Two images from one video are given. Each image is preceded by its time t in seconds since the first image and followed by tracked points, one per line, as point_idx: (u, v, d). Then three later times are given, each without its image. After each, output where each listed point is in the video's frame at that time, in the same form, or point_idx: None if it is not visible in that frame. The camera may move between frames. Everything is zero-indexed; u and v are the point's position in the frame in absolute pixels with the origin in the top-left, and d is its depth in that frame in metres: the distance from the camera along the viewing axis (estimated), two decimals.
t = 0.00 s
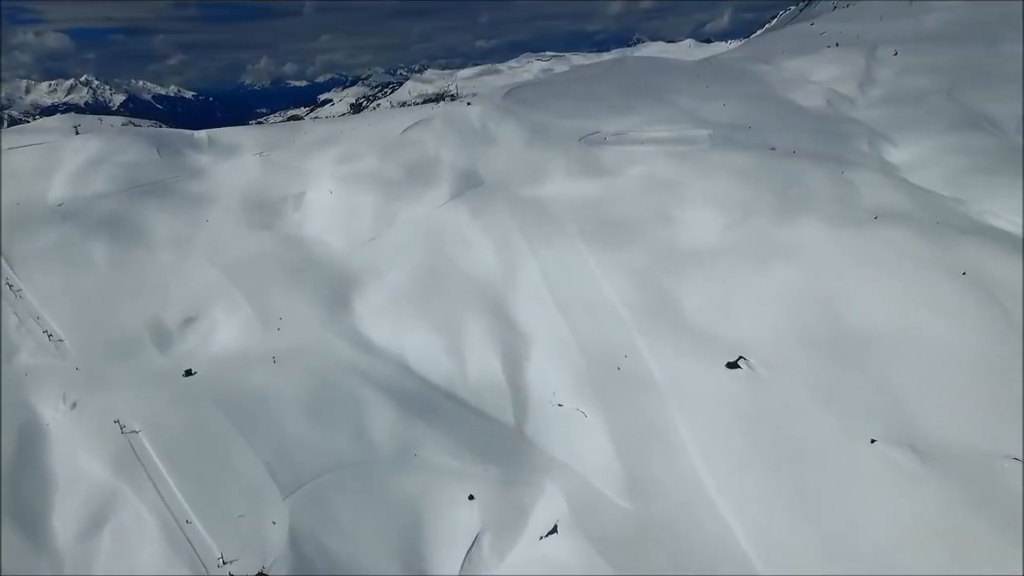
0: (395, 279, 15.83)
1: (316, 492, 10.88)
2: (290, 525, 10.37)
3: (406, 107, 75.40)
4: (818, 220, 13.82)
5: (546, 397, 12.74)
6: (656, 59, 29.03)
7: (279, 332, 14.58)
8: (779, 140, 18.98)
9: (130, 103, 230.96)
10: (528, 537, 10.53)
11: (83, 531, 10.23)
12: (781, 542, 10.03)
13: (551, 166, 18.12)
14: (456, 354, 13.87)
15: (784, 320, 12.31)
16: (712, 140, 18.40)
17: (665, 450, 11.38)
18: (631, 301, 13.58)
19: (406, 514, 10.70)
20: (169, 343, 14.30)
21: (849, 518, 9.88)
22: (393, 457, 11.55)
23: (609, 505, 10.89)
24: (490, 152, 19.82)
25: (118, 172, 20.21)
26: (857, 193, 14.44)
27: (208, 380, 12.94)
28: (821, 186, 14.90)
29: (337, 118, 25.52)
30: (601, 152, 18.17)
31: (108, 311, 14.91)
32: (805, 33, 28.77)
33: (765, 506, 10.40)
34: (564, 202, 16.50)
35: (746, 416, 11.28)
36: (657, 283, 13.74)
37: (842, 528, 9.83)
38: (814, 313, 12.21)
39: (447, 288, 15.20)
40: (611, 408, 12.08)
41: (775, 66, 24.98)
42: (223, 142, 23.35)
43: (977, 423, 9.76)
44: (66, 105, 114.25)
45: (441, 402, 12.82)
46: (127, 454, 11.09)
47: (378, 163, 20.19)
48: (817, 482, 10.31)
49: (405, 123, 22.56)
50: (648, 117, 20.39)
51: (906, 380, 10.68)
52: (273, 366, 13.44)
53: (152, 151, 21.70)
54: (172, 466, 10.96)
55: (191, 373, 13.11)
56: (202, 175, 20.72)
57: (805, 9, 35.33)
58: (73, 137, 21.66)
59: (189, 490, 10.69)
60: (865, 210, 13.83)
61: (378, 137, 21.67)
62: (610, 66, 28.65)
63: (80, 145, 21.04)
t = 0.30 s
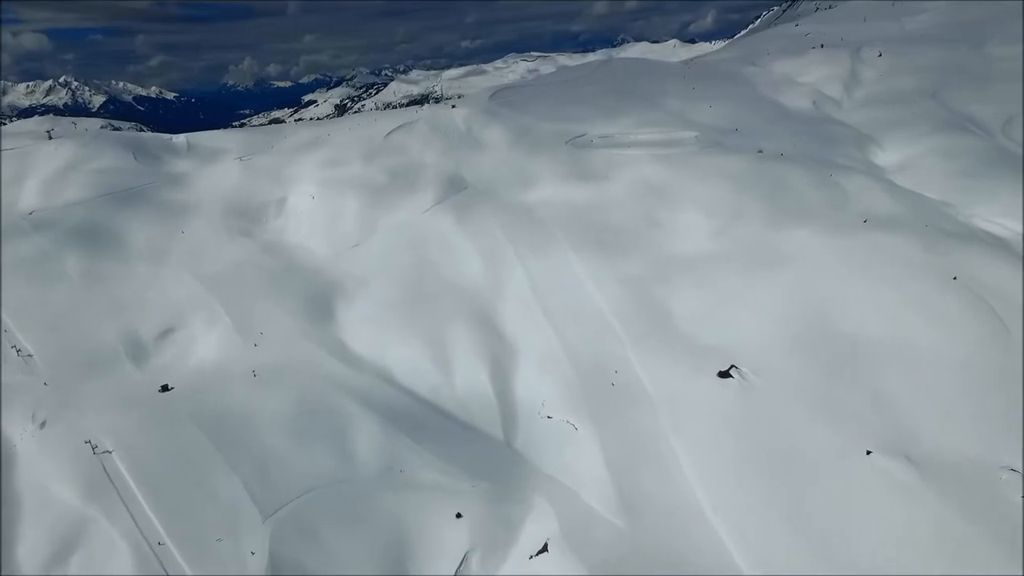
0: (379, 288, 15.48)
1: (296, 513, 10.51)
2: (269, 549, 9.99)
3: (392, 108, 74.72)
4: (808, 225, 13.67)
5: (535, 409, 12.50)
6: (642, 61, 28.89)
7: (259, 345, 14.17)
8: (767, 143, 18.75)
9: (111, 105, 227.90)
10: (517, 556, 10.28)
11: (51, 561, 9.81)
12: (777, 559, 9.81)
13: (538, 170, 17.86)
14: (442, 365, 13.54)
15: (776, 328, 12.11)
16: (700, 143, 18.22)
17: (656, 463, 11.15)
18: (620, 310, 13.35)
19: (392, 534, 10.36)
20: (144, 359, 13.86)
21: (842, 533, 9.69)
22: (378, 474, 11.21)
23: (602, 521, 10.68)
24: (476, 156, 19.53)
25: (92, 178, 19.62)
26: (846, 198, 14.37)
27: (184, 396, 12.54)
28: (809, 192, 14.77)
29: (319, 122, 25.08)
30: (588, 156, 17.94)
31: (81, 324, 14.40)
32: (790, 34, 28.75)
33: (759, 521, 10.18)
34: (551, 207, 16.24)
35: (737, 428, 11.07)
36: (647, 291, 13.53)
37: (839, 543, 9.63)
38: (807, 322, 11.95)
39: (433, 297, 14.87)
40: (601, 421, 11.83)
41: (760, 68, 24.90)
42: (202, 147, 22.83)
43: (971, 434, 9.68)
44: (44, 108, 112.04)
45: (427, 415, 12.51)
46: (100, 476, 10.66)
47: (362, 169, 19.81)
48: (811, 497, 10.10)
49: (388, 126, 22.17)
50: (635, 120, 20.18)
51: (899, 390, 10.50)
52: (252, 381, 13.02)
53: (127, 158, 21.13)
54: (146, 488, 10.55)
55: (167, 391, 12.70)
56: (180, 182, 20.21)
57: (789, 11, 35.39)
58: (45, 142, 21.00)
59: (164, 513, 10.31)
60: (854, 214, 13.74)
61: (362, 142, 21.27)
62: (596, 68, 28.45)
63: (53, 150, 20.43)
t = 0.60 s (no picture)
0: (359, 296, 15.09)
1: (274, 537, 10.18)
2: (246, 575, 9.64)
3: (373, 111, 74.08)
4: (794, 229, 13.54)
5: (520, 421, 12.24)
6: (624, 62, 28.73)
7: (234, 356, 13.73)
8: (751, 145, 18.63)
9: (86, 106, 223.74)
10: None
11: None
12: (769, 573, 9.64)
13: (521, 174, 17.57)
14: (425, 376, 13.21)
15: (765, 336, 11.98)
16: (684, 146, 18.05)
17: (646, 476, 10.98)
18: (606, 317, 13.12)
19: (376, 555, 10.01)
20: (115, 373, 13.21)
21: (835, 546, 9.54)
22: (359, 492, 10.84)
23: (592, 539, 10.37)
24: (458, 160, 19.20)
25: (59, 185, 18.94)
26: (831, 201, 14.26)
27: (156, 414, 12.09)
28: (794, 195, 14.65)
29: (297, 125, 24.57)
30: (572, 161, 17.70)
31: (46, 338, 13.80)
32: (770, 36, 28.81)
33: (750, 534, 10.02)
34: (535, 213, 15.98)
35: (727, 440, 10.93)
36: (634, 297, 13.32)
37: (832, 556, 9.47)
38: (795, 328, 11.84)
39: (415, 305, 14.52)
40: (588, 433, 11.62)
41: (742, 69, 24.87)
42: (176, 153, 22.23)
43: (966, 441, 9.55)
44: (16, 110, 109.61)
45: (409, 429, 12.13)
46: (65, 502, 10.17)
47: (341, 174, 19.39)
48: (803, 509, 10.00)
49: (368, 130, 21.75)
50: (618, 123, 19.98)
51: (892, 394, 10.43)
52: (228, 396, 12.57)
53: (97, 164, 20.47)
54: (115, 516, 10.13)
55: (138, 408, 12.20)
56: (152, 189, 19.61)
57: (768, 13, 35.52)
58: (10, 147, 20.25)
59: (133, 539, 9.92)
60: (840, 218, 13.65)
61: (341, 146, 20.83)
62: (578, 69, 28.26)
63: (18, 156, 19.71)
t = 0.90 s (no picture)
0: (342, 304, 14.70)
1: (254, 560, 9.80)
2: None
3: (358, 112, 73.46)
4: (783, 235, 13.38)
5: (509, 433, 11.93)
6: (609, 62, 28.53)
7: (211, 369, 13.31)
8: (739, 147, 18.49)
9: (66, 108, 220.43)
10: None
11: None
12: None
13: (508, 178, 17.28)
14: (410, 387, 12.86)
15: (756, 344, 11.82)
16: (671, 148, 17.85)
17: (638, 491, 10.71)
18: (595, 325, 12.84)
19: None
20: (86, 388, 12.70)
21: (836, 560, 9.38)
22: (342, 511, 10.48)
23: (582, 560, 9.96)
24: (443, 163, 18.87)
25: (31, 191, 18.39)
26: (819, 205, 14.11)
27: (130, 431, 11.66)
28: (784, 199, 14.49)
29: (279, 128, 24.09)
30: (559, 164, 17.44)
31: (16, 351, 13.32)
32: (756, 36, 28.73)
33: (744, 549, 9.79)
34: (521, 217, 15.69)
35: (720, 453, 10.73)
36: (623, 304, 13.06)
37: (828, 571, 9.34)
38: (788, 337, 11.72)
39: (399, 314, 14.17)
40: (578, 445, 11.36)
41: (728, 70, 24.74)
42: (154, 158, 21.68)
43: (959, 446, 9.41)
44: None
45: (394, 444, 11.78)
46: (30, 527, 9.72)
47: (324, 178, 18.99)
48: (798, 523, 9.87)
49: (351, 133, 21.34)
50: (605, 126, 19.74)
51: (887, 402, 10.35)
52: (206, 412, 12.18)
53: (72, 169, 19.92)
54: (86, 542, 9.73)
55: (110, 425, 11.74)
56: (129, 194, 19.11)
57: (753, 14, 35.47)
58: None
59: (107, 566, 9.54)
60: (830, 222, 13.50)
61: (323, 150, 20.41)
62: (564, 70, 27.99)
63: None
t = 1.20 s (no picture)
0: (327, 314, 14.35)
1: None
2: None
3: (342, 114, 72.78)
4: (775, 241, 13.20)
5: (499, 448, 11.60)
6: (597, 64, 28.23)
7: (191, 384, 12.92)
8: (730, 150, 18.31)
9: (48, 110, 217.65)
10: None
11: None
12: None
13: (496, 184, 17.00)
14: (397, 400, 12.52)
15: (751, 354, 11.61)
16: (661, 152, 17.64)
17: (632, 507, 10.41)
18: (586, 334, 12.58)
19: None
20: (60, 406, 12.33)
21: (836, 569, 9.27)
22: (326, 534, 10.15)
23: None
24: (431, 169, 18.55)
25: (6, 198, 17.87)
26: (812, 210, 13.93)
27: (106, 452, 11.33)
28: (776, 204, 14.30)
29: (262, 133, 23.62)
30: (547, 169, 17.19)
31: None
32: (743, 39, 28.63)
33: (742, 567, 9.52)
34: (511, 223, 15.41)
35: (716, 467, 10.53)
36: (614, 312, 12.80)
37: None
38: (782, 346, 11.53)
39: (386, 324, 13.83)
40: (570, 459, 11.11)
41: (716, 73, 24.58)
42: (134, 164, 21.16)
43: (961, 461, 9.54)
44: None
45: (381, 460, 11.48)
46: None
47: (308, 184, 18.60)
48: (796, 539, 9.64)
49: (336, 138, 20.95)
50: (594, 129, 19.51)
51: (884, 414, 10.25)
52: (186, 430, 11.85)
53: (48, 176, 19.39)
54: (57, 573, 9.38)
55: (85, 446, 11.40)
56: (107, 201, 18.61)
57: (739, 16, 35.43)
58: None
59: None
60: (823, 227, 13.33)
61: (308, 155, 20.01)
62: (551, 72, 27.73)
63: None
